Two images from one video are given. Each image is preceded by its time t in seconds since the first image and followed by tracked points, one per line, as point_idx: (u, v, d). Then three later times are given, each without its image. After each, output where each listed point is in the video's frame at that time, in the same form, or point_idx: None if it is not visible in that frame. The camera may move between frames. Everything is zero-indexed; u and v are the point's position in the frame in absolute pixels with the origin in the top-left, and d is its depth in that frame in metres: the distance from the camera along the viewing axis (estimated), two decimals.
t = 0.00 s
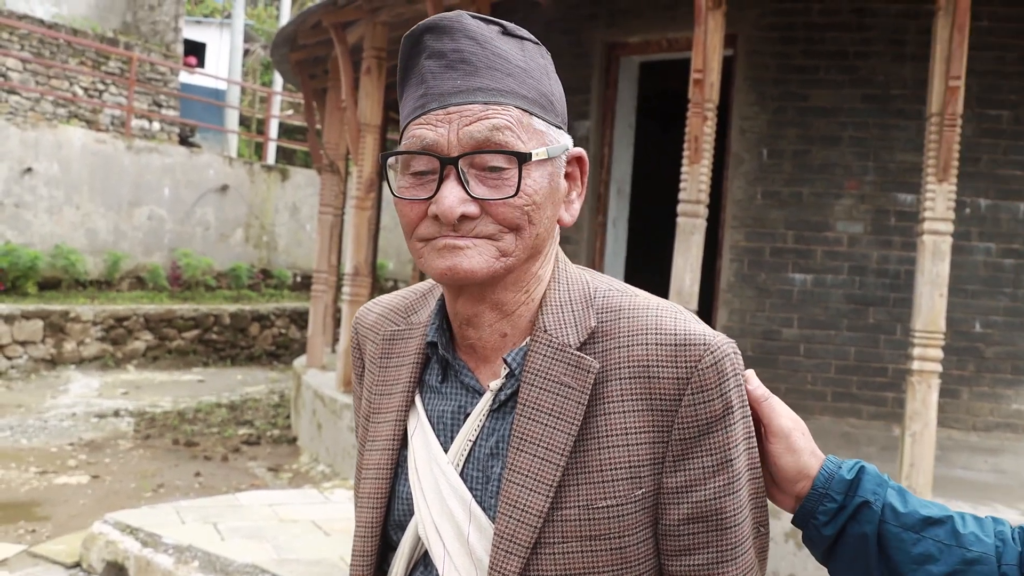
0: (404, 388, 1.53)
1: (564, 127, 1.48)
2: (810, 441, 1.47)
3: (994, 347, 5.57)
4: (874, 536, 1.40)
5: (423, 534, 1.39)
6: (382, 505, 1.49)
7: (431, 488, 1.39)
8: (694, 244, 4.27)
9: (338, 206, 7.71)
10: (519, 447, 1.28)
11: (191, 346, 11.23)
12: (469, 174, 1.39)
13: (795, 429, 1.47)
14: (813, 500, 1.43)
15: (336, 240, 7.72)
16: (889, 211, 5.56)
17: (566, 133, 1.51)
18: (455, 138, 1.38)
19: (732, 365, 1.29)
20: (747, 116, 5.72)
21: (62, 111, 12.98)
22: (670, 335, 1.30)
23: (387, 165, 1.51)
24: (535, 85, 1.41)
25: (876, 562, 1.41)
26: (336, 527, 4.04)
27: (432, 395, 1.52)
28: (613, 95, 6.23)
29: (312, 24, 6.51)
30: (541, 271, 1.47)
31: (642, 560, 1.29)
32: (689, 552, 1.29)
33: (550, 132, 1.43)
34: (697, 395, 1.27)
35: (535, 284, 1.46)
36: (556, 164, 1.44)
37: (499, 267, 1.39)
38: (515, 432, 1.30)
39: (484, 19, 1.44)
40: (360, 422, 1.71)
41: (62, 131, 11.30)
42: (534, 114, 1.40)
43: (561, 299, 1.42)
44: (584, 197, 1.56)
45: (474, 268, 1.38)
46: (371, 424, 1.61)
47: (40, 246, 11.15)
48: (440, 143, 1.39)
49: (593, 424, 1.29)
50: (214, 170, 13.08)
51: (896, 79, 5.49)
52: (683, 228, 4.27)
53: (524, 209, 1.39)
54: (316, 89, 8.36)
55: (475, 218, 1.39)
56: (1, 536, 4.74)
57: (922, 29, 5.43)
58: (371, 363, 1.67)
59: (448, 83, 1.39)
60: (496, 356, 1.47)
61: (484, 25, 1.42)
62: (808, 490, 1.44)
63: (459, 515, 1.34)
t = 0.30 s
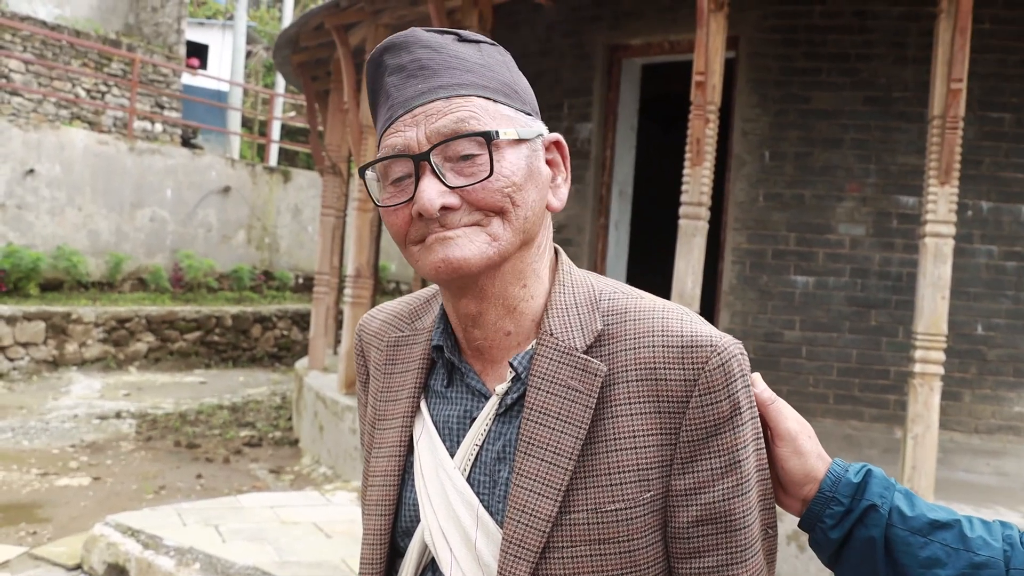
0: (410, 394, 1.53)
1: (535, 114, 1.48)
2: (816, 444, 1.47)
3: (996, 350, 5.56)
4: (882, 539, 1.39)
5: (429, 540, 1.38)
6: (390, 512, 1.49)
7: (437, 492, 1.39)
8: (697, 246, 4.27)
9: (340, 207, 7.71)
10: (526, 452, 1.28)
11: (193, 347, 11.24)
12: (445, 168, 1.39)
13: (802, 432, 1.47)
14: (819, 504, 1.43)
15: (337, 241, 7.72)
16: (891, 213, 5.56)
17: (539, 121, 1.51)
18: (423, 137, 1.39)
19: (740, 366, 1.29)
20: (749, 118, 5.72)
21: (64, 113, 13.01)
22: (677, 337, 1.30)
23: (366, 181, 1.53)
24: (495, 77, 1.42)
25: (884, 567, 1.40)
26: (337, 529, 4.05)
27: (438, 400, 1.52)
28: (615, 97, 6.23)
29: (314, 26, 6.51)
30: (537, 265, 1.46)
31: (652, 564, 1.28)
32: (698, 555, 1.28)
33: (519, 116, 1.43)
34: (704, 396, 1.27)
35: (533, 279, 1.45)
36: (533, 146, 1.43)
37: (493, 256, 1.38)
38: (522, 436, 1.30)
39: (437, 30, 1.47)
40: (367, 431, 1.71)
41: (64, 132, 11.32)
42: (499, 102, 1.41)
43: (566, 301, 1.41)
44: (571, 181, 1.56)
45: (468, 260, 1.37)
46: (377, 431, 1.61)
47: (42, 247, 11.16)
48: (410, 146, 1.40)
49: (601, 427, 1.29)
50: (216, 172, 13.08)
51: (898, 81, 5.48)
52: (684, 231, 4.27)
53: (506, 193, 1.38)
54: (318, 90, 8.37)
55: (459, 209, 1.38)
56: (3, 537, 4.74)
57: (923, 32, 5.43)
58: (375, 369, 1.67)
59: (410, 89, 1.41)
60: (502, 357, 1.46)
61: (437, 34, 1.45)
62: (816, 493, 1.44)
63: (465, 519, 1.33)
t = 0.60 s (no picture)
0: (414, 395, 1.53)
1: (551, 122, 1.46)
2: (822, 448, 1.46)
3: (996, 353, 5.56)
4: (889, 544, 1.41)
5: (430, 542, 1.38)
6: (393, 512, 1.49)
7: (440, 496, 1.39)
8: (696, 249, 4.27)
9: (340, 209, 7.71)
10: (527, 457, 1.28)
11: (193, 349, 11.24)
12: (451, 174, 1.39)
13: (808, 437, 1.45)
14: (827, 508, 1.43)
15: (337, 242, 7.72)
16: (891, 216, 5.56)
17: (557, 128, 1.49)
18: (432, 142, 1.39)
19: (744, 375, 1.28)
20: (750, 121, 5.72)
21: (65, 114, 13.03)
22: (681, 345, 1.29)
23: (377, 177, 1.53)
24: (511, 82, 1.40)
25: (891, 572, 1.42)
26: (337, 530, 4.05)
27: (442, 402, 1.52)
28: (616, 99, 6.23)
29: (315, 27, 6.50)
30: (544, 273, 1.47)
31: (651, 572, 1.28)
32: (698, 563, 1.28)
33: (531, 125, 1.41)
34: (708, 405, 1.26)
35: (539, 288, 1.45)
36: (545, 155, 1.42)
37: (495, 271, 1.39)
38: (525, 442, 1.30)
39: (460, 28, 1.45)
40: (370, 429, 1.72)
41: (65, 133, 11.32)
42: (513, 109, 1.39)
43: (572, 306, 1.41)
44: (583, 190, 1.55)
45: (470, 276, 1.39)
46: (380, 431, 1.61)
47: (43, 248, 11.16)
48: (419, 150, 1.40)
49: (603, 434, 1.28)
50: (217, 173, 13.09)
51: (899, 84, 5.49)
52: (685, 233, 4.27)
53: (512, 205, 1.38)
54: (319, 92, 8.37)
55: (463, 218, 1.39)
56: (2, 538, 4.74)
57: (925, 35, 5.43)
58: (379, 369, 1.67)
59: (424, 91, 1.41)
60: (505, 363, 1.47)
61: (458, 33, 1.43)
62: (822, 497, 1.44)
63: (465, 522, 1.33)
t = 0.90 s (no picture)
0: (412, 400, 1.53)
1: (549, 127, 1.46)
2: (835, 424, 1.58)
3: (991, 355, 5.57)
4: (891, 520, 1.49)
5: (428, 546, 1.38)
6: (390, 517, 1.48)
7: (438, 500, 1.38)
8: (692, 252, 4.27)
9: (336, 211, 7.70)
10: (525, 461, 1.28)
11: (188, 350, 11.22)
12: (449, 179, 1.39)
13: (822, 409, 1.59)
14: (834, 480, 1.53)
15: (333, 244, 7.71)
16: (886, 219, 5.58)
17: (555, 133, 1.50)
18: (431, 147, 1.39)
19: (742, 379, 1.28)
20: (745, 123, 5.73)
21: (60, 115, 13.00)
22: (679, 349, 1.30)
23: (373, 181, 1.52)
24: (510, 87, 1.40)
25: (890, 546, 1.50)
26: (332, 533, 4.04)
27: (440, 406, 1.52)
28: (611, 101, 6.23)
29: (311, 28, 6.49)
30: (543, 279, 1.47)
31: None
32: (696, 567, 1.28)
33: (530, 130, 1.41)
34: (706, 409, 1.26)
35: (538, 293, 1.46)
36: (543, 161, 1.42)
37: (494, 278, 1.39)
38: (523, 446, 1.30)
39: (457, 32, 1.45)
40: (367, 434, 1.71)
41: (60, 134, 11.29)
42: (511, 114, 1.39)
43: (569, 310, 1.41)
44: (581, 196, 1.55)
45: (469, 285, 1.39)
46: (378, 435, 1.61)
47: (37, 249, 11.13)
48: (417, 154, 1.40)
49: (601, 438, 1.28)
50: (212, 174, 13.07)
51: (894, 87, 5.51)
52: (681, 235, 4.27)
53: (510, 211, 1.38)
54: (314, 93, 8.37)
55: (461, 223, 1.39)
56: None
57: (920, 38, 5.45)
58: (377, 373, 1.67)
59: (422, 94, 1.40)
60: (504, 368, 1.47)
61: (456, 36, 1.43)
62: (830, 469, 1.55)
63: (464, 527, 1.33)
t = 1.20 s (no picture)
0: (417, 399, 1.53)
1: (557, 129, 1.46)
2: (837, 408, 1.54)
3: (992, 358, 5.57)
4: (886, 508, 1.47)
5: (433, 546, 1.38)
6: (395, 516, 1.49)
7: (444, 500, 1.38)
8: (693, 253, 4.27)
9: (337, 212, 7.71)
10: (531, 462, 1.28)
11: (189, 351, 11.22)
12: (458, 181, 1.39)
13: (826, 393, 1.55)
14: (831, 465, 1.51)
15: (334, 245, 7.71)
16: (888, 221, 5.58)
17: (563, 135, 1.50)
18: (439, 149, 1.39)
19: (749, 380, 1.28)
20: (746, 125, 5.74)
21: (61, 116, 13.01)
22: (685, 349, 1.30)
23: (381, 182, 1.52)
24: (519, 89, 1.41)
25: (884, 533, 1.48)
26: (332, 533, 4.03)
27: (445, 406, 1.52)
28: (613, 103, 6.23)
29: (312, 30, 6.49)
30: (550, 281, 1.47)
31: None
32: (702, 569, 1.28)
33: (539, 132, 1.42)
34: (712, 411, 1.26)
35: (544, 295, 1.46)
36: (551, 163, 1.43)
37: (501, 281, 1.40)
38: (528, 446, 1.30)
39: (466, 33, 1.45)
40: (371, 433, 1.71)
41: (62, 135, 11.30)
42: (519, 117, 1.39)
43: (575, 311, 1.41)
44: (588, 199, 1.55)
45: (476, 287, 1.39)
46: (383, 434, 1.61)
47: (38, 250, 11.14)
48: (426, 155, 1.40)
49: (607, 439, 1.28)
50: (214, 175, 13.08)
51: (896, 89, 5.51)
52: (682, 238, 4.27)
53: (518, 214, 1.39)
54: (316, 94, 8.37)
55: (469, 225, 1.39)
56: None
57: (921, 40, 5.45)
58: (383, 372, 1.67)
59: (431, 96, 1.40)
60: (510, 369, 1.47)
61: (465, 38, 1.43)
62: (829, 454, 1.52)
63: (470, 527, 1.33)
